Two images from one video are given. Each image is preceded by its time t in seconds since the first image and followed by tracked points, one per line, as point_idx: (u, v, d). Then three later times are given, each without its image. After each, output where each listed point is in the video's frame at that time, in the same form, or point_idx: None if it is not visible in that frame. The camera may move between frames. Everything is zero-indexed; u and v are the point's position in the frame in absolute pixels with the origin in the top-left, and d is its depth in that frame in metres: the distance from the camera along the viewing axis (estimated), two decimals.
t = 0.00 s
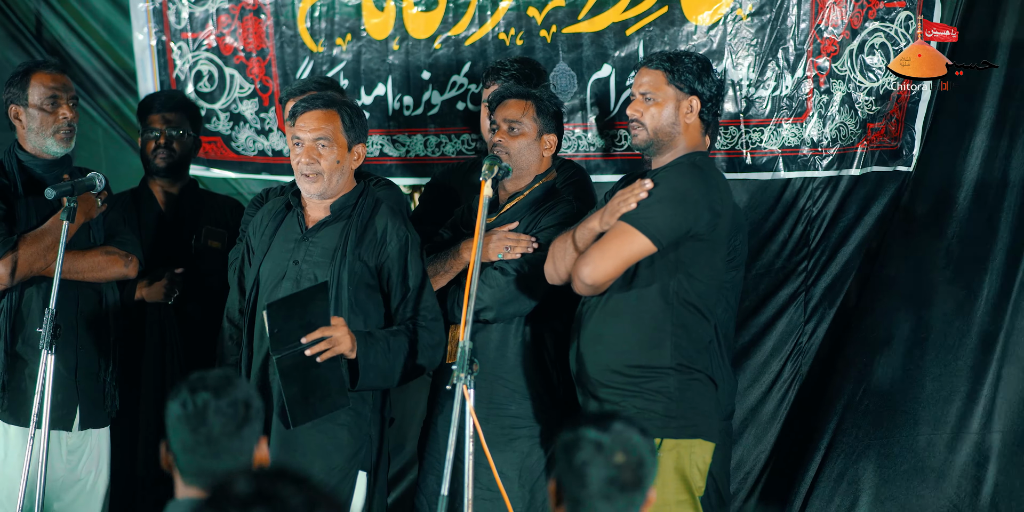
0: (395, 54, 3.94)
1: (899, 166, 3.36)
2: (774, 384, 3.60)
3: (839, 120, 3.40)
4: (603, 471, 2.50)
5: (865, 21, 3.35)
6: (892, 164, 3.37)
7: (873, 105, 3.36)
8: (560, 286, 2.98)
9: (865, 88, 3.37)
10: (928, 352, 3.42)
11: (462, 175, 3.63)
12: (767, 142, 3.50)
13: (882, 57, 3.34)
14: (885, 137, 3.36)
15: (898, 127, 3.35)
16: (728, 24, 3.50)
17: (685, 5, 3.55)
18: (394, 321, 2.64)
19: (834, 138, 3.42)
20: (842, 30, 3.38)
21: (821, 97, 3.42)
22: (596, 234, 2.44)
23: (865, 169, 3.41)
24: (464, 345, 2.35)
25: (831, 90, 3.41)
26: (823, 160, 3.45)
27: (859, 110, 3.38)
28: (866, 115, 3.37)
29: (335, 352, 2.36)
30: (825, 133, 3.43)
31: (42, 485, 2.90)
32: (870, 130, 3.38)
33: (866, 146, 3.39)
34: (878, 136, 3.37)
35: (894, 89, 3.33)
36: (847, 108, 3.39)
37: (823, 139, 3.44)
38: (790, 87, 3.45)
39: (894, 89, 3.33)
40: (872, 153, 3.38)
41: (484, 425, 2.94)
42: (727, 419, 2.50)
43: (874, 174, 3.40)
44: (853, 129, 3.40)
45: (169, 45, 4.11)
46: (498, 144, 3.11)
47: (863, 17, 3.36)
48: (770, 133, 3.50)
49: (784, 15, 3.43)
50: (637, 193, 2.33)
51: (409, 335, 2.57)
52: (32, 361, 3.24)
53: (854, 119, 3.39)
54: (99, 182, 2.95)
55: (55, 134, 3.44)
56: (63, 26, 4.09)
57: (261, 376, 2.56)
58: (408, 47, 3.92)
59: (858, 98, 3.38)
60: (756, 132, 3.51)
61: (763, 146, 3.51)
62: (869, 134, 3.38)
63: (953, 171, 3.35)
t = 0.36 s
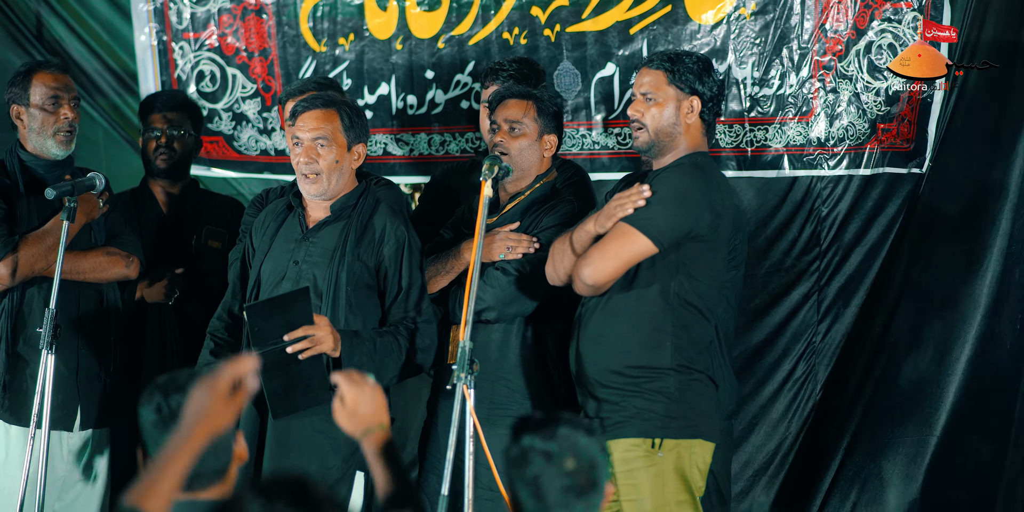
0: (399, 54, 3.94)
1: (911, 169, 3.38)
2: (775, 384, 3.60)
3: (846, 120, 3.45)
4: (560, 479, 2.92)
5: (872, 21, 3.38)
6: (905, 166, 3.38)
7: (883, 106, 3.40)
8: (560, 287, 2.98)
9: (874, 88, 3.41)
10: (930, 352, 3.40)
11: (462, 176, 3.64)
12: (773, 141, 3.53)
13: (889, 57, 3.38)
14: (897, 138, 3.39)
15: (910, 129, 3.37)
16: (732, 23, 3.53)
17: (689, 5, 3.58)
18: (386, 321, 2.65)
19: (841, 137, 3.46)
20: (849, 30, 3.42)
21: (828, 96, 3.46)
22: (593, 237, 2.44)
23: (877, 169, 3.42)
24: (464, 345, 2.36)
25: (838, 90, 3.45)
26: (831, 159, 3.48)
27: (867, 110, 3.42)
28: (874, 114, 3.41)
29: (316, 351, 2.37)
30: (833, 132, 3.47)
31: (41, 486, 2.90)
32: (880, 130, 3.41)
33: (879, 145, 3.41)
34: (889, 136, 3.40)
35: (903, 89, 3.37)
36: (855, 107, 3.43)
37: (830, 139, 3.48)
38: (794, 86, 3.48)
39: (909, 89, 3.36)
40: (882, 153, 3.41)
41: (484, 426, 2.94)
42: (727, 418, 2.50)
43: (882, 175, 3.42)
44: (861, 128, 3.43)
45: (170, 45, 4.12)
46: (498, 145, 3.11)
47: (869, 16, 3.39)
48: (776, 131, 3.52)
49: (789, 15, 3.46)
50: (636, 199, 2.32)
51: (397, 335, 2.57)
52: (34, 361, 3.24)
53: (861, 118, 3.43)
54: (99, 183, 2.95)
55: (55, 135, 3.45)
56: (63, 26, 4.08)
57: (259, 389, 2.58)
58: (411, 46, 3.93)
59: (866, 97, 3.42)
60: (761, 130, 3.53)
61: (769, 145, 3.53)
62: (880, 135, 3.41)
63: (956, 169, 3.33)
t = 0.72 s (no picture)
0: (406, 52, 3.94)
1: (934, 169, 3.37)
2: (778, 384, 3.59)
3: (861, 119, 3.45)
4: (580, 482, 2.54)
5: (886, 21, 3.39)
6: (930, 166, 3.38)
7: (900, 106, 3.40)
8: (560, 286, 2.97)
9: (889, 88, 3.41)
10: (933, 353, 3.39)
11: (462, 175, 3.64)
12: (782, 138, 3.53)
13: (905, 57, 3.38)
14: (916, 137, 3.39)
15: (931, 129, 3.37)
16: (738, 21, 3.54)
17: (697, 4, 3.59)
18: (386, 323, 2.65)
19: (855, 136, 3.46)
20: (862, 29, 3.42)
21: (839, 95, 3.47)
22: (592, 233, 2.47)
23: (896, 167, 3.42)
24: (463, 344, 2.35)
25: (850, 89, 3.45)
26: (845, 158, 3.48)
27: (884, 109, 3.42)
28: (892, 114, 3.41)
29: (316, 350, 2.36)
30: (847, 131, 3.47)
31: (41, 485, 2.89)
32: (897, 129, 3.41)
33: (899, 145, 3.41)
34: (907, 136, 3.40)
35: (919, 90, 3.37)
36: (871, 106, 3.43)
37: (843, 137, 3.47)
38: (803, 84, 3.49)
39: (927, 88, 3.36)
40: (900, 153, 3.41)
41: (483, 425, 2.93)
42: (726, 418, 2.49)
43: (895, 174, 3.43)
44: (876, 127, 3.43)
45: (177, 43, 4.11)
46: (498, 145, 3.11)
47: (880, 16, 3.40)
48: (785, 129, 3.53)
49: (799, 18, 3.48)
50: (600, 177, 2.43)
51: (396, 336, 2.57)
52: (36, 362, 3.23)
53: (877, 117, 3.43)
54: (99, 182, 2.95)
55: (58, 134, 3.46)
56: (65, 25, 4.08)
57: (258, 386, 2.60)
58: (418, 45, 3.92)
59: (882, 96, 3.42)
60: (770, 129, 3.54)
61: (778, 143, 3.54)
62: (898, 135, 3.41)
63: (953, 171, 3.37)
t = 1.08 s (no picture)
0: (408, 52, 3.94)
1: (955, 165, 3.37)
2: (781, 384, 3.60)
3: (870, 114, 3.46)
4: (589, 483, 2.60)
5: (896, 19, 3.41)
6: (951, 161, 3.37)
7: (911, 101, 3.41)
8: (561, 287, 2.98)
9: (899, 84, 3.42)
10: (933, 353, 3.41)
11: (462, 176, 3.64)
12: (787, 135, 3.54)
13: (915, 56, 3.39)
14: (931, 132, 3.40)
15: (948, 125, 3.37)
16: (739, 21, 3.55)
17: (698, 4, 3.60)
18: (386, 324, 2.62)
19: (864, 132, 3.47)
20: (868, 28, 3.44)
21: (846, 92, 3.48)
22: (593, 232, 2.48)
23: (918, 164, 3.41)
24: (463, 345, 2.36)
25: (858, 86, 3.47)
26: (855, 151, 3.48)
27: (895, 105, 3.43)
28: (904, 110, 3.42)
29: (313, 351, 2.37)
30: (857, 126, 3.48)
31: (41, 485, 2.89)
32: (910, 125, 3.42)
33: (914, 139, 3.41)
34: (924, 131, 3.40)
35: (931, 87, 3.38)
36: (881, 103, 3.45)
37: (852, 133, 3.48)
38: (809, 82, 3.50)
39: (940, 86, 3.38)
40: (922, 148, 3.41)
41: (484, 426, 2.94)
42: (725, 418, 2.50)
43: (905, 169, 3.43)
44: (887, 122, 3.45)
45: (178, 44, 4.12)
46: (498, 147, 3.11)
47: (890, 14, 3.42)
48: (790, 126, 3.54)
49: (805, 17, 3.49)
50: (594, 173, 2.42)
51: (394, 336, 2.53)
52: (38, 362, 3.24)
53: (888, 113, 3.44)
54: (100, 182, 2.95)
55: (54, 138, 3.45)
56: (66, 25, 4.08)
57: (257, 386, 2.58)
58: (420, 45, 3.92)
59: (893, 92, 3.43)
60: (775, 126, 3.55)
61: (783, 140, 3.55)
62: (912, 129, 3.42)
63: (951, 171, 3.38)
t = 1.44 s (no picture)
0: (398, 54, 3.94)
1: (954, 155, 3.37)
2: (780, 383, 3.62)
3: (864, 108, 3.45)
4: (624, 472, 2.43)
5: (888, 16, 3.41)
6: (947, 151, 3.38)
7: (905, 95, 3.41)
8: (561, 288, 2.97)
9: (893, 79, 3.42)
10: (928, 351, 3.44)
11: (463, 178, 3.63)
12: (782, 130, 3.53)
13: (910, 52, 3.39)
14: (927, 125, 3.40)
15: (945, 118, 3.38)
16: (732, 20, 3.55)
17: (689, 4, 3.60)
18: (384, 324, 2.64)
19: (858, 125, 3.46)
20: (863, 24, 3.44)
21: (841, 87, 3.46)
22: (597, 234, 2.43)
23: (919, 155, 3.42)
24: (463, 345, 2.36)
25: (852, 81, 3.46)
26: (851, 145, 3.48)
27: (888, 99, 3.43)
28: (898, 103, 3.42)
29: (309, 352, 2.36)
30: (851, 120, 3.47)
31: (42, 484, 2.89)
32: (905, 117, 3.42)
33: (909, 131, 3.42)
34: (919, 124, 3.41)
35: (926, 83, 3.38)
36: (875, 97, 3.44)
37: (846, 126, 3.47)
38: (803, 78, 3.49)
39: (937, 83, 3.37)
40: (917, 140, 3.42)
41: (483, 426, 2.94)
42: (724, 416, 2.50)
43: (903, 159, 3.44)
44: (881, 116, 3.44)
45: (169, 45, 4.12)
46: (499, 146, 3.10)
47: (882, 12, 3.42)
48: (785, 120, 3.52)
49: (797, 15, 3.49)
50: (636, 192, 2.31)
51: (393, 335, 2.53)
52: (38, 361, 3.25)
53: (882, 107, 3.44)
54: (99, 182, 2.95)
55: (55, 137, 3.44)
56: (64, 28, 4.08)
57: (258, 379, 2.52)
58: (411, 46, 3.93)
59: (888, 87, 3.43)
60: (769, 121, 3.53)
61: (777, 134, 3.53)
62: (907, 121, 3.42)
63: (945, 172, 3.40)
